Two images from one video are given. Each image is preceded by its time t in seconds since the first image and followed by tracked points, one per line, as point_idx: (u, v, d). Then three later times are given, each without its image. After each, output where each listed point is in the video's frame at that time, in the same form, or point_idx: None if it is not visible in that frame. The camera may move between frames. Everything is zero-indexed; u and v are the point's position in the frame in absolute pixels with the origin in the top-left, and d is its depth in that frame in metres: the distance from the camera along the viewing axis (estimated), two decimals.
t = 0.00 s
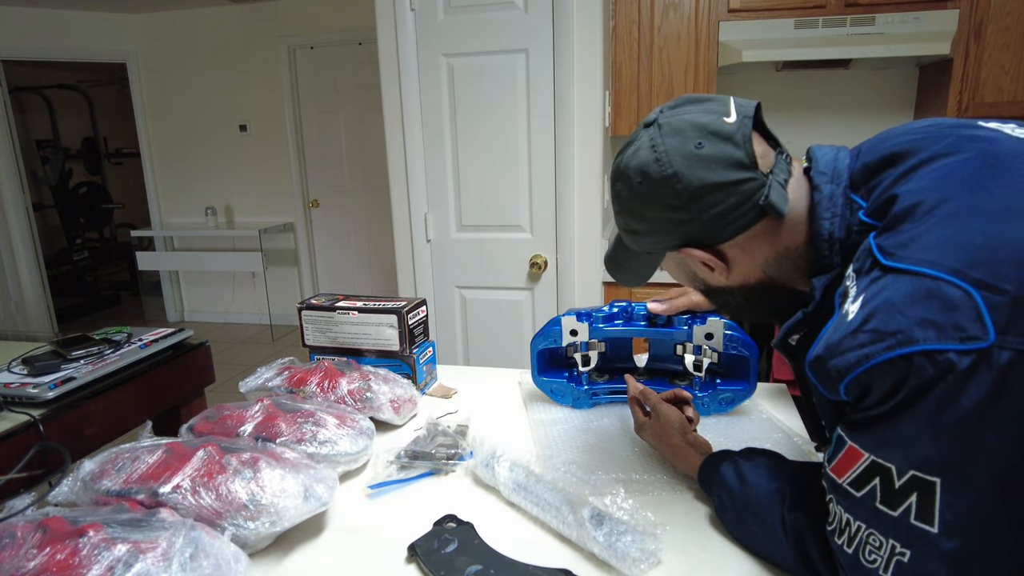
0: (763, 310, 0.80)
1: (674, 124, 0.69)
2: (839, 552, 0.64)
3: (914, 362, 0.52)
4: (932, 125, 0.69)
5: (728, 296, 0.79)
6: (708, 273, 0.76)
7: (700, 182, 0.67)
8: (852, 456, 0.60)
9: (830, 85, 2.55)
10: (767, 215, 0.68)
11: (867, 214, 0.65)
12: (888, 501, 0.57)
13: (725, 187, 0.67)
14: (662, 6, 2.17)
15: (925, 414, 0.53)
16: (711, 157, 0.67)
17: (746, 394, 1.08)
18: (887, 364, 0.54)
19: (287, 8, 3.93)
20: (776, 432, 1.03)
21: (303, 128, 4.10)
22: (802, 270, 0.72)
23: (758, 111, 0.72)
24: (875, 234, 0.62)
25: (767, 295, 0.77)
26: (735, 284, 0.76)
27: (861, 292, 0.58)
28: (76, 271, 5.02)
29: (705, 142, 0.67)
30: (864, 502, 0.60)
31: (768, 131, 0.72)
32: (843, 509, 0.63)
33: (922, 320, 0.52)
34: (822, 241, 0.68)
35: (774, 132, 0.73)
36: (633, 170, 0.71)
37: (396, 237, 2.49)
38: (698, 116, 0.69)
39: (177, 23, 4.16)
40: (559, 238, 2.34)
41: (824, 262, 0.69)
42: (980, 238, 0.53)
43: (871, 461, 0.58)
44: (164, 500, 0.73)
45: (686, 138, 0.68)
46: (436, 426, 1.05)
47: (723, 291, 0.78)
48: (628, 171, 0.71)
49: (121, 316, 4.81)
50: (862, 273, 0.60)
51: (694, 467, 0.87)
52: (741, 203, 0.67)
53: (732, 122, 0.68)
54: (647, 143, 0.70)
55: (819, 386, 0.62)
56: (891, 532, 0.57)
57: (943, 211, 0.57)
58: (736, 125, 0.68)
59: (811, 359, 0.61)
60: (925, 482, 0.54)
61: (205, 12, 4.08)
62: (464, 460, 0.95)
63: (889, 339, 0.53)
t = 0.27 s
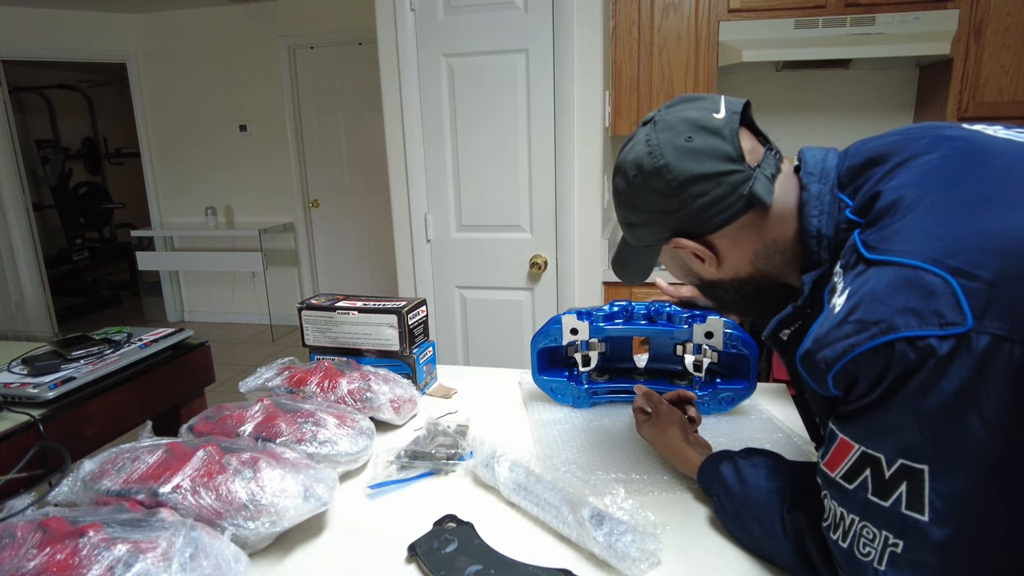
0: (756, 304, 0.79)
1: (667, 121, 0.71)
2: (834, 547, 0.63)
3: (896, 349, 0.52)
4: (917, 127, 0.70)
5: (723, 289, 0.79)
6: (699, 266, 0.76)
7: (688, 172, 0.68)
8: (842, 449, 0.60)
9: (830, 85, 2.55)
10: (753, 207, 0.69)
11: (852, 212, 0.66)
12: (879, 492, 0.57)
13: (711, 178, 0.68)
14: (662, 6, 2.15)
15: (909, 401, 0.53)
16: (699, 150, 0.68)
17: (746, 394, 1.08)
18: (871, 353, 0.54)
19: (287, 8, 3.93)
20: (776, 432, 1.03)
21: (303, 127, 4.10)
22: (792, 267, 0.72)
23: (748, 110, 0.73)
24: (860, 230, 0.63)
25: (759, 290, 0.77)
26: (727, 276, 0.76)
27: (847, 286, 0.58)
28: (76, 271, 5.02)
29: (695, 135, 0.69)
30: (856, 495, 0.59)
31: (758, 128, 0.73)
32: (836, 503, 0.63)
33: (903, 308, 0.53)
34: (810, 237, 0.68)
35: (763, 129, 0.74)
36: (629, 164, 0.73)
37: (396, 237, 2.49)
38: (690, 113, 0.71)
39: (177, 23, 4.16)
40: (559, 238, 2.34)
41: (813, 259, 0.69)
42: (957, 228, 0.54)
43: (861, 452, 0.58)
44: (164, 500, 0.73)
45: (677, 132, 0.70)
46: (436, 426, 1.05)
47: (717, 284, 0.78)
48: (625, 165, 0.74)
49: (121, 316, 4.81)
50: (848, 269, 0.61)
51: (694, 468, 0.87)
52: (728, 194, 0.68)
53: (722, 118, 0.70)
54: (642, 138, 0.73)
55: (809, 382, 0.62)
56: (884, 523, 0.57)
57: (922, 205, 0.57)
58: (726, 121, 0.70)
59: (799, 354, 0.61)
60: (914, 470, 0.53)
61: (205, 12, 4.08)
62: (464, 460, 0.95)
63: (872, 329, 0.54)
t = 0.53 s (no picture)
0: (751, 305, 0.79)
1: (660, 124, 0.73)
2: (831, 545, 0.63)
3: (885, 344, 0.53)
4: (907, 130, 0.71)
5: (718, 288, 0.78)
6: (694, 264, 0.76)
7: (679, 172, 0.69)
8: (837, 446, 0.60)
9: (830, 85, 2.55)
10: (744, 206, 0.69)
11: (843, 211, 0.66)
12: (873, 488, 0.57)
13: (702, 178, 0.69)
14: (662, 6, 2.15)
15: (899, 395, 0.53)
16: (691, 150, 0.70)
17: (746, 394, 1.08)
18: (861, 348, 0.54)
19: (287, 8, 3.93)
20: (776, 432, 1.03)
21: (303, 127, 4.10)
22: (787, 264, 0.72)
23: (738, 112, 0.74)
24: (850, 230, 0.63)
25: (753, 289, 0.76)
26: (721, 276, 0.76)
27: (838, 285, 0.59)
28: (76, 271, 5.02)
29: (686, 137, 0.70)
30: (852, 491, 0.59)
31: (748, 129, 0.74)
32: (832, 501, 0.63)
33: (891, 303, 0.53)
34: (802, 237, 0.69)
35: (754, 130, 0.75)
36: (624, 166, 0.74)
37: (396, 237, 2.49)
38: (682, 115, 0.72)
39: (177, 23, 4.16)
40: (559, 238, 2.34)
41: (805, 258, 0.69)
42: (943, 223, 0.54)
43: (855, 449, 0.58)
44: (164, 500, 0.73)
45: (669, 134, 0.71)
46: (436, 426, 1.05)
47: (712, 283, 0.78)
48: (620, 168, 0.75)
49: (121, 316, 4.81)
50: (839, 267, 0.61)
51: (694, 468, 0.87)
52: (718, 193, 0.69)
53: (713, 120, 0.71)
54: (637, 141, 0.74)
55: (805, 380, 0.62)
56: (879, 519, 0.57)
57: (910, 202, 0.58)
58: (716, 122, 0.71)
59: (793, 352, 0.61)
60: (907, 465, 0.54)
61: (205, 12, 4.07)
62: (464, 460, 0.95)
63: (861, 324, 0.54)
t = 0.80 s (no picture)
0: (749, 310, 0.79)
1: (653, 129, 0.72)
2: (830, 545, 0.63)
3: (883, 344, 0.53)
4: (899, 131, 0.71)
5: (714, 293, 0.79)
6: (690, 269, 0.77)
7: (674, 178, 0.69)
8: (835, 446, 0.60)
9: (830, 85, 2.55)
10: (738, 211, 0.69)
11: (839, 214, 0.66)
12: (872, 488, 0.57)
13: (697, 183, 0.68)
14: (662, 6, 2.15)
15: (897, 396, 0.53)
16: (684, 156, 0.69)
17: (746, 394, 1.08)
18: (859, 348, 0.54)
19: (287, 8, 3.93)
20: (776, 432, 1.03)
21: (303, 127, 4.10)
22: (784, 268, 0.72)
23: (731, 116, 0.74)
24: (845, 231, 0.63)
25: (750, 293, 0.76)
26: (717, 280, 0.76)
27: (834, 286, 0.59)
28: (76, 271, 5.02)
29: (679, 142, 0.70)
30: (851, 492, 0.59)
31: (741, 133, 0.73)
32: (831, 502, 0.63)
33: (888, 303, 0.53)
34: (797, 239, 0.69)
35: (747, 134, 0.74)
36: (618, 172, 0.74)
37: (396, 237, 2.49)
38: (675, 120, 0.72)
39: (177, 23, 4.16)
40: (559, 238, 2.34)
41: (801, 260, 0.69)
42: (939, 223, 0.54)
43: (853, 449, 0.58)
44: (164, 500, 0.73)
45: (662, 140, 0.71)
46: (436, 426, 1.05)
47: (708, 288, 0.78)
48: (614, 174, 0.75)
49: (121, 316, 4.81)
50: (835, 269, 0.61)
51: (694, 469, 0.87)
52: (713, 198, 0.68)
53: (706, 124, 0.71)
54: (630, 147, 0.74)
55: (802, 382, 0.62)
56: (879, 519, 0.57)
57: (905, 203, 0.58)
58: (709, 127, 0.70)
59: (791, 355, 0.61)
60: (905, 465, 0.54)
61: (205, 12, 4.07)
62: (464, 460, 0.95)
63: (859, 325, 0.54)
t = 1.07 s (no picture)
0: (748, 312, 0.79)
1: (650, 130, 0.72)
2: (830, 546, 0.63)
3: (882, 346, 0.52)
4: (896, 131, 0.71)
5: (711, 295, 0.79)
6: (687, 270, 0.77)
7: (671, 178, 0.69)
8: (834, 448, 0.60)
9: (830, 85, 2.56)
10: (736, 211, 0.69)
11: (836, 214, 0.66)
12: (872, 489, 0.57)
13: (694, 183, 0.69)
14: (662, 6, 2.15)
15: (896, 397, 0.53)
16: (681, 156, 0.69)
17: (745, 394, 1.08)
18: (858, 350, 0.54)
19: (287, 8, 3.93)
20: (776, 432, 1.03)
21: (303, 127, 4.10)
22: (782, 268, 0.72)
23: (727, 117, 0.74)
24: (842, 232, 0.63)
25: (748, 295, 0.77)
26: (715, 282, 0.76)
27: (832, 288, 0.59)
28: (76, 271, 5.02)
29: (676, 142, 0.70)
30: (850, 493, 0.59)
31: (738, 134, 0.74)
32: (831, 503, 0.63)
33: (887, 305, 0.53)
34: (795, 240, 0.69)
35: (745, 135, 0.75)
36: (615, 173, 0.74)
37: (396, 237, 2.49)
38: (672, 121, 0.72)
39: (177, 23, 4.16)
40: (559, 238, 2.34)
41: (799, 260, 0.69)
42: (937, 224, 0.54)
43: (853, 450, 0.58)
44: (164, 500, 0.73)
45: (659, 140, 0.71)
46: (436, 426, 1.05)
47: (705, 289, 0.79)
48: (611, 175, 0.75)
49: (121, 316, 4.81)
50: (832, 270, 0.61)
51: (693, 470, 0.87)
52: (710, 198, 0.68)
53: (704, 125, 0.71)
54: (627, 148, 0.74)
55: (801, 383, 0.62)
56: (878, 521, 0.57)
57: (903, 204, 0.58)
58: (706, 127, 0.70)
59: (790, 356, 0.61)
60: (905, 466, 0.54)
61: (205, 12, 4.07)
62: (464, 460, 0.95)
63: (857, 327, 0.54)
